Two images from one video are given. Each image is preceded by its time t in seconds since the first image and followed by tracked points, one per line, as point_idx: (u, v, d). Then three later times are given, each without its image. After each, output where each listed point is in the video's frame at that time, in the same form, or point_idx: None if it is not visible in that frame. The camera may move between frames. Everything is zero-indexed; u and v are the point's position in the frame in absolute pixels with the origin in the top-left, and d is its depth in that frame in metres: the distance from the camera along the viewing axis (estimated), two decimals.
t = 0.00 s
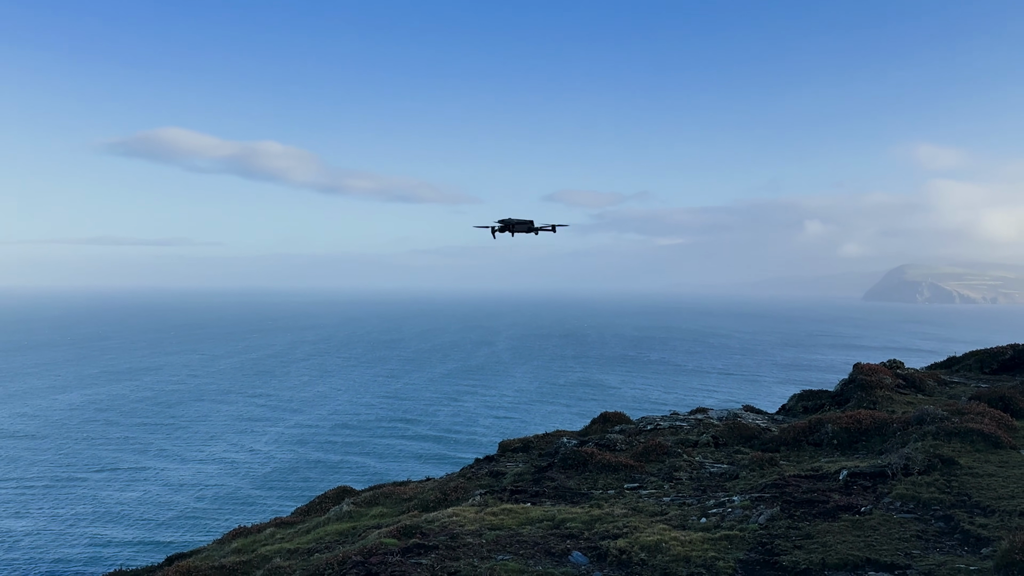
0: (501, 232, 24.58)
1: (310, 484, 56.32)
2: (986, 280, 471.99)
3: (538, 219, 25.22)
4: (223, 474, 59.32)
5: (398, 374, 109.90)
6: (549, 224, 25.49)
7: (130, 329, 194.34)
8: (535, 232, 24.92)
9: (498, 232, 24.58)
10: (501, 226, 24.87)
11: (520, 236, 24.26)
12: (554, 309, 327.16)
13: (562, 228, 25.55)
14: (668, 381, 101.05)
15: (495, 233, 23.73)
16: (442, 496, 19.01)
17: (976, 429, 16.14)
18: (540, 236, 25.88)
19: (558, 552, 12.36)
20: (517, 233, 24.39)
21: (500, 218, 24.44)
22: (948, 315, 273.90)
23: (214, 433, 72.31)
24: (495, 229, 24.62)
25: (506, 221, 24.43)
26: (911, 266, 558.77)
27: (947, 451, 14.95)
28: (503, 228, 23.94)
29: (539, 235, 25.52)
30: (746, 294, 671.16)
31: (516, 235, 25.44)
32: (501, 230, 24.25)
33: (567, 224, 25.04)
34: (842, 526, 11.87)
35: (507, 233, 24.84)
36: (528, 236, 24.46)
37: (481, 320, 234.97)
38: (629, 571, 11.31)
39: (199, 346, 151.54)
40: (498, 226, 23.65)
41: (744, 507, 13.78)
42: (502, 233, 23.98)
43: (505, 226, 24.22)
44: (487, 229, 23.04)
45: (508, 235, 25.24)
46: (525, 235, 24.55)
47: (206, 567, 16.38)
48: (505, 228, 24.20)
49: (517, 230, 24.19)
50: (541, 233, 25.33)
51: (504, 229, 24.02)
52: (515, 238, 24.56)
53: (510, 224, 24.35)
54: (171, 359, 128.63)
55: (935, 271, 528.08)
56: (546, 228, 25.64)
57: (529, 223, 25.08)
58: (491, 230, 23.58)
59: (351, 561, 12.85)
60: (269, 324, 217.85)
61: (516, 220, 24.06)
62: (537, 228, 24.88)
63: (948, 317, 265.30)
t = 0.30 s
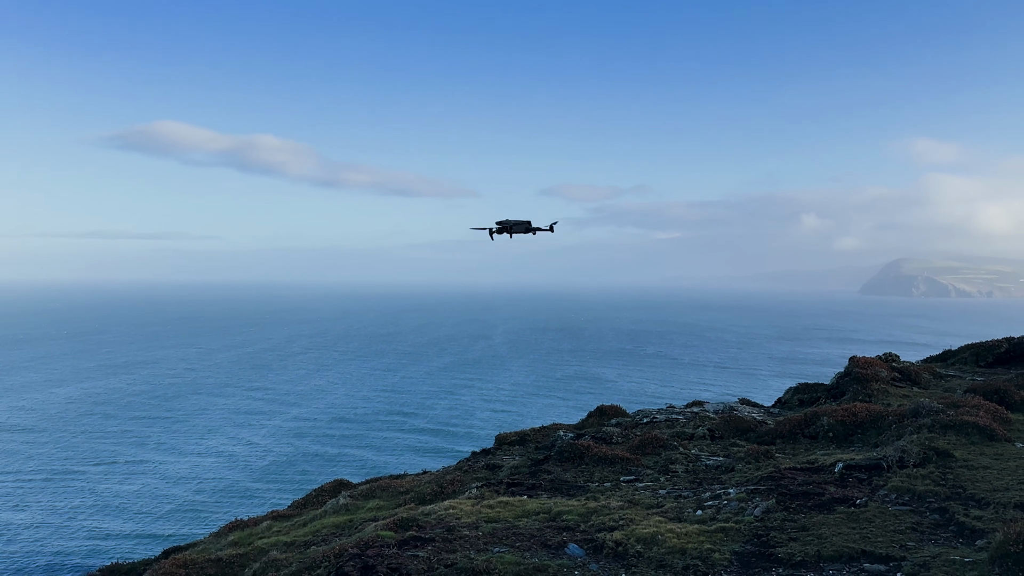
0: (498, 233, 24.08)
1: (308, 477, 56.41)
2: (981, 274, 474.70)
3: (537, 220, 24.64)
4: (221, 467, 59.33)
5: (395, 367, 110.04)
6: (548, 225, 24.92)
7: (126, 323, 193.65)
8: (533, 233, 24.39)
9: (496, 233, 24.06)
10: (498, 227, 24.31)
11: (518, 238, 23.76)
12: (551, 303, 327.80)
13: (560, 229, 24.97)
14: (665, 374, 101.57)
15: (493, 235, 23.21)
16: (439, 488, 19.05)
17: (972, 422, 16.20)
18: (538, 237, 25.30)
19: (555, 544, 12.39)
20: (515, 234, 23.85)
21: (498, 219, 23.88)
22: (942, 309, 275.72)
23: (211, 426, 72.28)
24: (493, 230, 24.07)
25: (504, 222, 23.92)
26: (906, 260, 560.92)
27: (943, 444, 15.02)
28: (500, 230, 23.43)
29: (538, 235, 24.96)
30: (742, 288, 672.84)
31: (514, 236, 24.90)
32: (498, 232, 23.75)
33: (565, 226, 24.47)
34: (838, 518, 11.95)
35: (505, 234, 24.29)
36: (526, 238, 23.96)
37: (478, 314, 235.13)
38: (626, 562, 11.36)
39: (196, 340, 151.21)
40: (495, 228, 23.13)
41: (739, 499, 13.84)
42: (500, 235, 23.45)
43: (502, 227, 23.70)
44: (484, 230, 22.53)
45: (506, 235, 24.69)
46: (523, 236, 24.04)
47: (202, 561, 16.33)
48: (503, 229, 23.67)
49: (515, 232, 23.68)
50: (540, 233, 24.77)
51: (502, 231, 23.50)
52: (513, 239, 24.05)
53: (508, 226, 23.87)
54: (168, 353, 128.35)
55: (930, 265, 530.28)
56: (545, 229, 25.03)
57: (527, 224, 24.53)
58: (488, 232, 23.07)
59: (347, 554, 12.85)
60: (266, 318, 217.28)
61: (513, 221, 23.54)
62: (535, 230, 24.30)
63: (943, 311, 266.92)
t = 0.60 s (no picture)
0: (495, 234, 24.05)
1: (307, 471, 56.52)
2: (977, 269, 476.31)
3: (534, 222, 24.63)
4: (219, 461, 59.36)
5: (393, 362, 110.13)
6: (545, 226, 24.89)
7: (123, 318, 192.95)
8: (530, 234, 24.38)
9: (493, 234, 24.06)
10: (495, 229, 24.33)
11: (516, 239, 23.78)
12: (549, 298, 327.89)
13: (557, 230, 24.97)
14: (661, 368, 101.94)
15: (490, 236, 23.22)
16: (436, 482, 19.07)
17: (968, 416, 16.27)
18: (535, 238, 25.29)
19: (552, 538, 12.42)
20: (511, 235, 23.85)
21: (495, 221, 23.89)
22: (938, 304, 276.83)
23: (210, 421, 72.27)
24: (490, 231, 24.06)
25: (501, 224, 23.91)
26: (903, 255, 562.22)
27: (939, 437, 15.09)
28: (497, 231, 23.43)
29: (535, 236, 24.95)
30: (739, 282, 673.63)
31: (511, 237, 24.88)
32: (495, 233, 23.75)
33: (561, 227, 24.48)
34: (834, 511, 11.98)
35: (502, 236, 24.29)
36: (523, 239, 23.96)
37: (475, 309, 235.09)
38: (622, 554, 11.41)
39: (193, 335, 150.83)
40: (492, 229, 23.14)
41: (736, 493, 13.89)
42: (497, 236, 23.43)
43: (499, 228, 23.69)
44: (481, 231, 22.56)
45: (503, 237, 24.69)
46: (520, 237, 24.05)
47: (200, 555, 16.33)
48: (500, 231, 23.66)
49: (512, 233, 23.68)
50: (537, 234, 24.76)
51: (499, 233, 23.51)
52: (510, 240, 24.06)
53: (505, 227, 23.85)
54: (164, 348, 128.02)
55: (927, 260, 531.68)
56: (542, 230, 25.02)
57: (524, 226, 24.50)
58: (485, 233, 23.07)
59: (345, 548, 12.86)
60: (263, 313, 216.60)
61: (510, 223, 23.53)
62: (532, 231, 24.30)
63: (939, 305, 267.93)
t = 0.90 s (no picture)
0: (492, 239, 23.80)
1: (306, 466, 56.55)
2: (973, 265, 478.49)
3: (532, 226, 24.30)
4: (218, 457, 59.34)
5: (390, 358, 110.28)
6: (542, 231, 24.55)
7: (119, 314, 192.25)
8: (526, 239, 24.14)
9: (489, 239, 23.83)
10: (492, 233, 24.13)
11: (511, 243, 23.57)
12: (546, 294, 328.28)
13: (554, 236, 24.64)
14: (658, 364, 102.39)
15: (486, 242, 22.98)
16: (433, 478, 19.07)
17: (964, 411, 16.34)
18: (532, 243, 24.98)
19: (549, 533, 12.43)
20: (508, 240, 23.66)
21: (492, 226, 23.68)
22: (935, 300, 277.94)
23: (207, 417, 72.15)
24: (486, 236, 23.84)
25: (497, 229, 23.68)
26: (900, 251, 564.17)
27: (934, 432, 15.14)
28: (493, 236, 23.27)
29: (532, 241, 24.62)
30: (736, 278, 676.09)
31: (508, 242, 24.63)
32: (492, 238, 23.58)
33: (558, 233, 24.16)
34: (830, 506, 12.03)
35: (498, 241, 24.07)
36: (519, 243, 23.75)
37: (473, 305, 235.38)
38: (619, 549, 11.42)
39: (190, 331, 150.50)
40: (488, 234, 22.92)
41: (732, 487, 13.93)
42: (493, 240, 23.23)
43: (495, 234, 23.50)
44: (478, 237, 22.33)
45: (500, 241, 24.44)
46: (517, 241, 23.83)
47: (197, 550, 16.29)
48: (497, 235, 23.45)
49: (509, 238, 23.46)
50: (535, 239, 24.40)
51: (495, 237, 23.31)
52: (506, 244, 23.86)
53: (502, 231, 23.63)
54: (161, 344, 127.69)
55: (923, 256, 533.32)
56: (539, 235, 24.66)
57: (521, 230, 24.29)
58: (482, 238, 22.84)
59: (342, 543, 12.87)
60: (260, 309, 216.15)
61: (507, 228, 23.32)
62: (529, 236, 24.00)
63: (936, 301, 269.00)
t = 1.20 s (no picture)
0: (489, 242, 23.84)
1: (305, 463, 56.53)
2: (970, 262, 480.29)
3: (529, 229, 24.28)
4: (216, 454, 59.34)
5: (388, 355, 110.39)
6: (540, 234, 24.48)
7: (117, 312, 192.01)
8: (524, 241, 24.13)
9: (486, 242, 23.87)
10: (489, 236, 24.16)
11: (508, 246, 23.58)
12: (544, 291, 328.37)
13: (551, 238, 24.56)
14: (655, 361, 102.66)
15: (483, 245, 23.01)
16: (431, 474, 19.08)
17: (960, 407, 16.41)
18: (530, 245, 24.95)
19: (547, 529, 12.44)
20: (505, 243, 23.69)
21: (489, 230, 23.74)
22: (931, 297, 279.08)
23: (206, 414, 72.12)
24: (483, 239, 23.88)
25: (494, 232, 23.70)
26: (897, 248, 565.54)
27: (932, 428, 15.17)
28: (491, 239, 23.30)
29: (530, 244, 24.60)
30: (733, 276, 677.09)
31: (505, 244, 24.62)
32: (489, 241, 23.62)
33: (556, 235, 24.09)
34: (827, 502, 12.07)
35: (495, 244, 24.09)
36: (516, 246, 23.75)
37: (471, 302, 235.67)
38: (617, 545, 11.43)
39: (188, 329, 150.34)
40: (485, 237, 22.98)
41: (729, 484, 13.96)
42: (490, 244, 23.28)
43: (493, 237, 23.53)
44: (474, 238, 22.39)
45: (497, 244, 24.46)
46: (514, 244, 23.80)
47: (195, 547, 16.26)
48: (494, 239, 23.52)
49: (506, 241, 23.46)
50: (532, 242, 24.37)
51: (492, 240, 23.34)
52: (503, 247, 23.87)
53: (499, 235, 23.63)
54: (159, 341, 127.61)
55: (920, 253, 534.89)
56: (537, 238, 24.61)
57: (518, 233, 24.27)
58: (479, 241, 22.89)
59: (340, 539, 12.86)
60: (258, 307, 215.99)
61: (504, 231, 23.35)
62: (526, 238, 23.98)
63: (933, 298, 270.02)
